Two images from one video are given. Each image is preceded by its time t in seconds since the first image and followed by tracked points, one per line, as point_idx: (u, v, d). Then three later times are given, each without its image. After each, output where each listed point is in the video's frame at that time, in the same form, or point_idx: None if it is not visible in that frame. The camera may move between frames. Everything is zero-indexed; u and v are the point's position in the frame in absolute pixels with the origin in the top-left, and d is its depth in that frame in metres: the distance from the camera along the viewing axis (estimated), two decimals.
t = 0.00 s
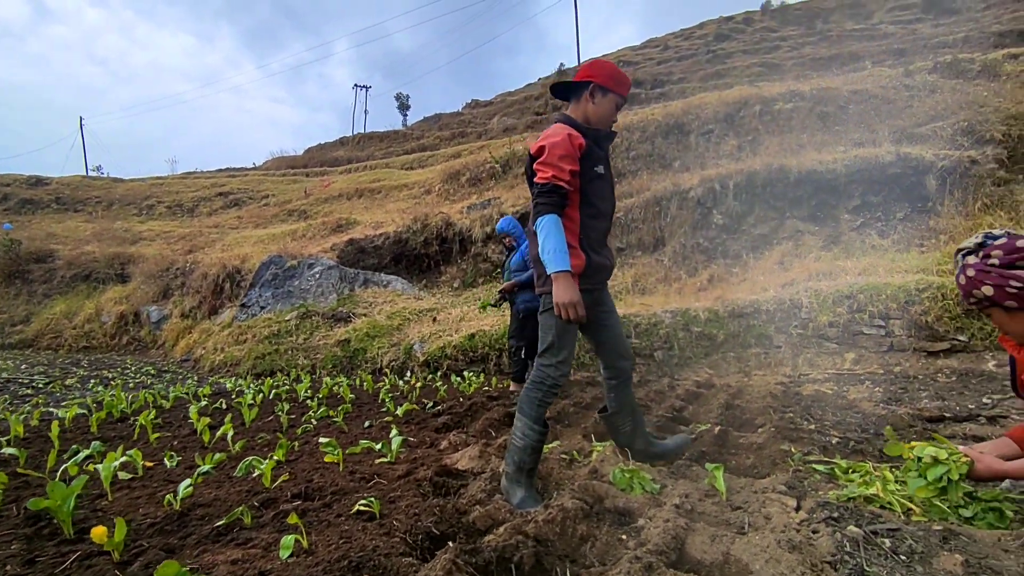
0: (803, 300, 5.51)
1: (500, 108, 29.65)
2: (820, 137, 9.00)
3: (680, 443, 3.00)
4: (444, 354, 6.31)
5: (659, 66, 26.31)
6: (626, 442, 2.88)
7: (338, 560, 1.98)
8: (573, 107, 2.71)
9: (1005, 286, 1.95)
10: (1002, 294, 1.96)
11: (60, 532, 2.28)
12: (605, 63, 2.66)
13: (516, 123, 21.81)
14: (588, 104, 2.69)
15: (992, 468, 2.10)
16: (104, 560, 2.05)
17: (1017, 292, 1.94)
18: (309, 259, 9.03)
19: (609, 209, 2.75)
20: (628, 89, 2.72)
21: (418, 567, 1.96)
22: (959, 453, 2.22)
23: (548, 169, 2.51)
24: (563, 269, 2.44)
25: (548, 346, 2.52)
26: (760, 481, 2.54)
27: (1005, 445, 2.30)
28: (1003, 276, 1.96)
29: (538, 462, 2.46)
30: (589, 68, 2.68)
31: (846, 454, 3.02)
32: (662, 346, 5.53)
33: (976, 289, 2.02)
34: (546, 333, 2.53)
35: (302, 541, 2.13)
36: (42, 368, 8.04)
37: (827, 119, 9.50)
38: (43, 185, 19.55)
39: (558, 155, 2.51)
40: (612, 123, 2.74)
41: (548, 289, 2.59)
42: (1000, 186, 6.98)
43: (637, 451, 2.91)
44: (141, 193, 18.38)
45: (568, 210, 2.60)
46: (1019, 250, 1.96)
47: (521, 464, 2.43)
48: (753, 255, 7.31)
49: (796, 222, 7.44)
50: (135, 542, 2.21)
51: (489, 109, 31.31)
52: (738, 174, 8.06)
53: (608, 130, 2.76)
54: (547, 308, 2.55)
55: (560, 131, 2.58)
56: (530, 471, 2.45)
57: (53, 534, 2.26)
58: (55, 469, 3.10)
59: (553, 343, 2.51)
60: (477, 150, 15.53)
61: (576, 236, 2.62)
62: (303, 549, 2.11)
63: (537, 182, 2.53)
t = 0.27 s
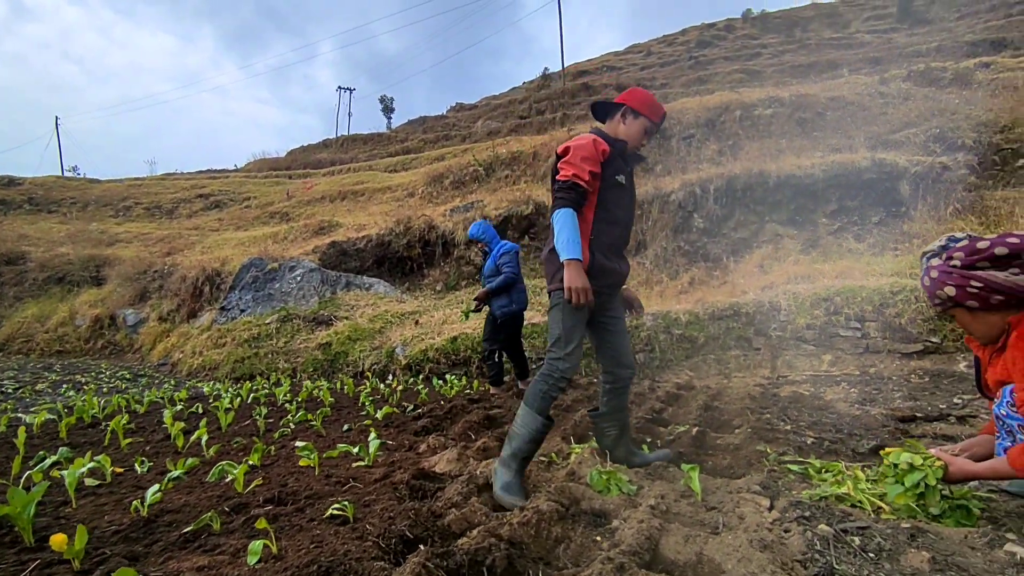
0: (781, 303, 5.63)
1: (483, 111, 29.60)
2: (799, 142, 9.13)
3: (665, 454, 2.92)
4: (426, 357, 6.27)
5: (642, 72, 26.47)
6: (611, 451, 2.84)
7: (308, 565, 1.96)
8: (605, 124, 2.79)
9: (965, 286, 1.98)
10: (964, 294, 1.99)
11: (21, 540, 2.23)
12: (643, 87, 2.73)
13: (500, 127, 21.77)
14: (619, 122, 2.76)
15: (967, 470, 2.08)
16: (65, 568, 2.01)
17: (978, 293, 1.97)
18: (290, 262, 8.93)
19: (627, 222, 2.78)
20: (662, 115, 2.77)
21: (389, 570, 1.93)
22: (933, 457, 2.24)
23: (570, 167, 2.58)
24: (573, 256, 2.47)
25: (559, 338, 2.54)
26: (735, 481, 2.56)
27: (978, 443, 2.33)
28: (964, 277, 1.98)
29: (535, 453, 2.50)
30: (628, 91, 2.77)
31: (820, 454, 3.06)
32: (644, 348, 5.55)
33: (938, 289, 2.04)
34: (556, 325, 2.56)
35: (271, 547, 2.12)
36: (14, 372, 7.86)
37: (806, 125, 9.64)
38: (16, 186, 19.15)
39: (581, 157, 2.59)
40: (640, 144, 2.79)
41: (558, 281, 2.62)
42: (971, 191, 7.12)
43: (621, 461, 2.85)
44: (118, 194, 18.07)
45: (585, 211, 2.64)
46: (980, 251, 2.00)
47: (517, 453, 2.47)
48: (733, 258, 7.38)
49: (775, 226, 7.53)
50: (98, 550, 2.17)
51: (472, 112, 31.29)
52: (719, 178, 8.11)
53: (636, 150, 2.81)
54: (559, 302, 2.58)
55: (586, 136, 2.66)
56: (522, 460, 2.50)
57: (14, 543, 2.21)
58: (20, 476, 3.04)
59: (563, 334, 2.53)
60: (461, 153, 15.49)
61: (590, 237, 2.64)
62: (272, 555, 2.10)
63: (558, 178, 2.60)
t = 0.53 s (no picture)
0: (760, 305, 5.65)
1: (466, 113, 29.52)
2: (778, 146, 9.24)
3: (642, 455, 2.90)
4: (407, 360, 6.22)
5: (625, 77, 26.58)
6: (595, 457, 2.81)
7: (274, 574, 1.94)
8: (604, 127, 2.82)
9: (933, 290, 2.02)
10: (932, 298, 2.03)
11: None
12: (644, 91, 2.72)
13: (483, 129, 21.72)
14: (616, 125, 2.77)
15: (928, 474, 2.10)
16: None
17: (945, 296, 2.00)
18: (270, 264, 8.82)
19: (616, 222, 2.78)
20: (660, 120, 2.73)
21: None
22: (897, 461, 2.23)
23: (554, 163, 2.67)
24: (543, 244, 2.55)
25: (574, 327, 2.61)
26: (710, 483, 2.57)
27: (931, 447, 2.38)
28: (932, 281, 2.02)
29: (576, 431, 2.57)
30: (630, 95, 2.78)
31: (794, 455, 3.09)
32: (624, 351, 5.57)
33: (908, 293, 2.08)
34: (568, 314, 2.62)
35: (236, 555, 2.09)
36: None
37: (785, 130, 9.76)
38: None
39: (566, 154, 2.67)
40: (636, 147, 2.77)
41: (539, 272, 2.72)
42: (943, 196, 7.25)
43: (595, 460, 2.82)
44: (93, 195, 17.74)
45: (570, 207, 2.69)
46: (946, 254, 2.03)
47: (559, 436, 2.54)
48: (713, 261, 7.44)
49: (754, 230, 7.61)
50: (56, 560, 2.13)
51: (456, 115, 31.23)
52: (699, 182, 8.15)
53: (633, 152, 2.79)
54: (566, 293, 2.64)
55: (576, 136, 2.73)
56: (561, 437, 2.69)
57: None
58: None
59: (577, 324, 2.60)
60: (445, 155, 15.44)
61: (573, 232, 2.69)
62: (236, 563, 2.07)
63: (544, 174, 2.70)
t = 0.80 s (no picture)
0: (739, 306, 5.69)
1: (448, 114, 29.43)
2: (756, 149, 9.34)
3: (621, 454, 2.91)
4: (387, 361, 6.17)
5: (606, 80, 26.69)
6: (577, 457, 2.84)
7: None
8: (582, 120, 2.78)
9: (903, 288, 2.04)
10: (903, 296, 2.05)
11: None
12: (622, 82, 2.68)
13: (465, 130, 21.66)
14: (594, 118, 2.74)
15: (899, 469, 2.15)
16: None
17: (915, 294, 2.03)
18: (248, 265, 8.70)
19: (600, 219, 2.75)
20: (640, 109, 2.70)
21: None
22: (868, 458, 2.24)
23: (534, 167, 2.62)
24: (526, 259, 2.53)
25: (554, 345, 2.57)
26: (688, 481, 2.58)
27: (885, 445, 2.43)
28: (904, 279, 2.04)
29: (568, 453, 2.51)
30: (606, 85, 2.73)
31: (770, 452, 3.12)
32: (605, 351, 5.59)
33: (879, 291, 2.10)
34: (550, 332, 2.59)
35: (205, 559, 2.06)
36: None
37: (763, 133, 9.88)
38: None
39: (544, 156, 2.61)
40: (617, 139, 2.74)
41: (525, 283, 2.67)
42: (915, 198, 7.38)
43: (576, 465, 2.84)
44: (65, 194, 17.36)
45: (553, 211, 2.65)
46: (917, 253, 2.06)
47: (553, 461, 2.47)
48: (693, 262, 7.49)
49: (733, 231, 7.68)
50: (16, 566, 2.08)
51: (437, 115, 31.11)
52: (679, 184, 8.21)
53: (614, 144, 2.76)
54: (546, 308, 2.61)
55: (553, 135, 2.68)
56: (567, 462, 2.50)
57: None
58: None
59: (556, 341, 2.57)
60: (426, 156, 15.37)
61: (561, 234, 2.64)
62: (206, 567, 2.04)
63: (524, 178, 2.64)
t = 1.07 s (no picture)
0: (718, 306, 5.72)
1: (430, 114, 29.32)
2: (736, 151, 9.43)
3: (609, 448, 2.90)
4: (367, 362, 6.12)
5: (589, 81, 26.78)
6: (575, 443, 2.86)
7: None
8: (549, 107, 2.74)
9: (871, 287, 2.08)
10: (870, 295, 2.09)
11: None
12: (586, 63, 2.65)
13: (447, 130, 21.58)
14: (562, 103, 2.70)
15: (865, 465, 2.18)
16: None
17: (882, 293, 2.07)
18: (226, 265, 8.57)
19: (578, 211, 2.75)
20: (607, 93, 2.68)
21: None
22: (838, 452, 2.28)
23: (514, 162, 2.54)
24: (534, 257, 2.44)
25: (526, 349, 2.56)
26: (662, 481, 2.59)
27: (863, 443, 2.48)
28: (871, 278, 2.08)
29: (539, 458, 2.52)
30: (570, 68, 2.69)
31: (745, 451, 3.14)
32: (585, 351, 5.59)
33: (849, 291, 2.14)
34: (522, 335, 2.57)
35: (166, 565, 2.04)
36: None
37: (743, 135, 9.97)
38: None
39: (524, 150, 2.54)
40: (586, 122, 2.72)
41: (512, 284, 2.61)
42: (890, 201, 7.51)
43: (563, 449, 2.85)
44: (38, 192, 16.99)
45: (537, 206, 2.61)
46: (883, 252, 2.09)
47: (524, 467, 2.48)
48: (673, 263, 7.54)
49: (713, 232, 7.74)
50: None
51: (420, 115, 30.96)
52: (660, 185, 8.24)
53: (581, 129, 2.74)
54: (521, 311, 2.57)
55: (528, 126, 2.62)
56: (539, 466, 2.50)
57: None
58: None
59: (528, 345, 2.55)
60: (410, 156, 15.28)
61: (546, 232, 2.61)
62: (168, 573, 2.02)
63: (504, 175, 2.55)
